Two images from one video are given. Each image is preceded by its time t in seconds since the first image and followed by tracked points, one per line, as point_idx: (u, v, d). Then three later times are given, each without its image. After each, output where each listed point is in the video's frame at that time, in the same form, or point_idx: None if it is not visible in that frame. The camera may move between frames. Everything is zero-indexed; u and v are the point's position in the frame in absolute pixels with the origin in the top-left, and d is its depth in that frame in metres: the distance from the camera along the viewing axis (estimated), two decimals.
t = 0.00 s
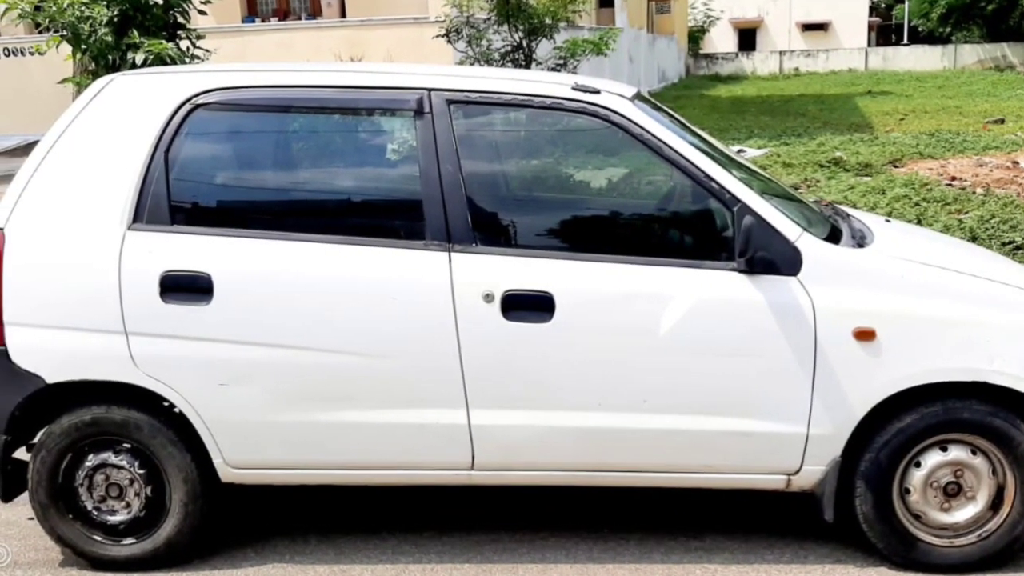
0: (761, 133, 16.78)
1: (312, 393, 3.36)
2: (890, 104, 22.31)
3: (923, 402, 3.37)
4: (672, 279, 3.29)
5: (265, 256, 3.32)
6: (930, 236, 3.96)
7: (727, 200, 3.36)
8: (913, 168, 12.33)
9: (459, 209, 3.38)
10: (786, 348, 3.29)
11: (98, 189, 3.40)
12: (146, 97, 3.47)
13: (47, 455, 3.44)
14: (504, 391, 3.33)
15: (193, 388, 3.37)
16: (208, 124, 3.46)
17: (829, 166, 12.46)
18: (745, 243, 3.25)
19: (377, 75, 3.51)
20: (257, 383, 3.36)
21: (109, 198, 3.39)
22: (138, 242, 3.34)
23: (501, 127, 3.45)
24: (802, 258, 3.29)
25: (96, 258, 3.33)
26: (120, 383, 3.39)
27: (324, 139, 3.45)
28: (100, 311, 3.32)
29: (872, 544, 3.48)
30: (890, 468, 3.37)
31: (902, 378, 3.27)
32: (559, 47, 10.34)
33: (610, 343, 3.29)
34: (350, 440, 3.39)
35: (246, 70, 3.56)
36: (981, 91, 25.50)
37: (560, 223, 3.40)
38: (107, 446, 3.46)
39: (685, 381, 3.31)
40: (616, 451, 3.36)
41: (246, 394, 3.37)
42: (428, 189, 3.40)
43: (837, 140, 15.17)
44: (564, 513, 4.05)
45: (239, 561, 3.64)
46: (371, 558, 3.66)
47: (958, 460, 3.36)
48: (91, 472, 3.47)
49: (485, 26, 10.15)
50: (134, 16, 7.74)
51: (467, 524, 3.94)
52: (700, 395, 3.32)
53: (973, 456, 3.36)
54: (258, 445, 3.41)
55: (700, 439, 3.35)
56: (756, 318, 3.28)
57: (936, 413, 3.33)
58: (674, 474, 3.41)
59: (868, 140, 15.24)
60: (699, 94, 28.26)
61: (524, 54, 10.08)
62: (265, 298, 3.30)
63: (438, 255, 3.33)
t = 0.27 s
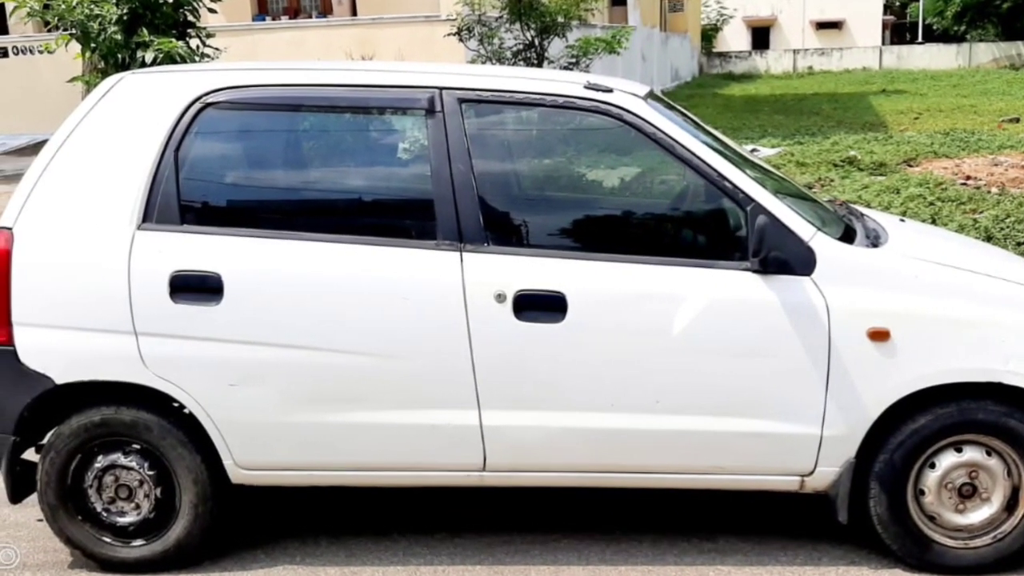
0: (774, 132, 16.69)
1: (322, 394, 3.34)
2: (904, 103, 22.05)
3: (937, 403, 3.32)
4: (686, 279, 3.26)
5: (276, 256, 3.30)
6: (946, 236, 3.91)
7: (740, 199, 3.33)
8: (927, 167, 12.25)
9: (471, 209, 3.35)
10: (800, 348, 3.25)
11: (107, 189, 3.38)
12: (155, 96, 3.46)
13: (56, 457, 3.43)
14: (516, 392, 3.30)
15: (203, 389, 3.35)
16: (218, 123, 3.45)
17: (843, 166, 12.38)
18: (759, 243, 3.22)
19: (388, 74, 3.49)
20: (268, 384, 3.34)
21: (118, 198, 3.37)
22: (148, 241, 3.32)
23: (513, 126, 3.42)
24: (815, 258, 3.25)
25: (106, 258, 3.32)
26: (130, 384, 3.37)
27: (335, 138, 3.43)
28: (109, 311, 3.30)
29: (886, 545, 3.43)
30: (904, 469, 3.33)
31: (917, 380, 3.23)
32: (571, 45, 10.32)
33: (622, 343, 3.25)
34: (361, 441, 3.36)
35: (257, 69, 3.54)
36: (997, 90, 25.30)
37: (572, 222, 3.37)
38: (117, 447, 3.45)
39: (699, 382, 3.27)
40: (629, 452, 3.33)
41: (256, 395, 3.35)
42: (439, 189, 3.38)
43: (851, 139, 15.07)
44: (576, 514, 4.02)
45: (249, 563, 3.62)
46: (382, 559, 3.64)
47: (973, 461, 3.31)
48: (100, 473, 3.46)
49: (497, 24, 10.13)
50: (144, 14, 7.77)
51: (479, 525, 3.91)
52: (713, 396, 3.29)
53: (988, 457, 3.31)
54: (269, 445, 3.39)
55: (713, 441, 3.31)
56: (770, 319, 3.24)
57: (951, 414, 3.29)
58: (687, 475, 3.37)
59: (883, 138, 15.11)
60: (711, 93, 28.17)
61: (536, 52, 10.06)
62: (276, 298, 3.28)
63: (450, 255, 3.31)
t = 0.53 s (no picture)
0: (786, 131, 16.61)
1: (333, 395, 3.32)
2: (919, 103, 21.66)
3: (951, 404, 3.27)
4: (699, 279, 3.22)
5: (286, 256, 3.28)
6: (962, 236, 3.87)
7: (754, 199, 3.29)
8: (942, 166, 12.15)
9: (482, 208, 3.32)
10: (814, 348, 3.21)
11: (116, 189, 3.37)
12: (165, 95, 3.44)
13: (65, 458, 3.42)
14: (527, 392, 3.27)
15: (213, 389, 3.33)
16: (228, 122, 3.43)
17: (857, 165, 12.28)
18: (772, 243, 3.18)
19: (398, 72, 3.46)
20: (278, 385, 3.32)
21: (128, 198, 3.36)
22: (157, 241, 3.31)
23: (525, 125, 3.39)
24: (830, 258, 3.21)
25: (115, 258, 3.31)
26: (139, 385, 3.36)
27: (346, 137, 3.41)
28: (118, 311, 3.29)
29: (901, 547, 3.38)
30: (918, 470, 3.28)
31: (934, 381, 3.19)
32: (583, 43, 10.28)
33: (634, 343, 3.22)
34: (371, 442, 3.34)
35: (267, 68, 3.53)
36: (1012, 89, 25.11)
37: (585, 222, 3.34)
38: (126, 448, 3.43)
39: (713, 383, 3.23)
40: (641, 453, 3.29)
41: (266, 396, 3.33)
42: (451, 188, 3.35)
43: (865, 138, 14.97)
44: (588, 516, 3.98)
45: (259, 565, 3.61)
46: (393, 561, 3.61)
47: (988, 462, 3.27)
48: (110, 474, 3.45)
49: (508, 22, 10.10)
50: (153, 13, 7.79)
51: (490, 527, 3.88)
52: (727, 397, 3.25)
53: (1003, 458, 3.27)
54: (279, 446, 3.37)
55: (726, 442, 3.27)
56: (784, 319, 3.20)
57: (965, 415, 3.24)
58: (700, 477, 3.33)
59: (898, 137, 14.99)
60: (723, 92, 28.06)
61: (548, 50, 10.04)
62: (286, 298, 3.26)
63: (461, 254, 3.28)
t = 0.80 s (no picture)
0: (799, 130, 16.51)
1: (343, 395, 3.29)
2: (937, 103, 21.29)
3: (966, 404, 3.23)
4: (713, 279, 3.19)
5: (297, 256, 3.26)
6: (979, 235, 3.82)
7: (767, 198, 3.25)
8: (957, 165, 12.06)
9: (494, 208, 3.30)
10: (829, 349, 3.17)
11: (126, 188, 3.36)
12: (175, 94, 3.43)
13: (74, 459, 3.41)
14: (539, 393, 3.24)
15: (222, 390, 3.32)
16: (238, 121, 3.41)
17: (872, 165, 12.19)
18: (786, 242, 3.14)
19: (409, 71, 3.43)
20: (288, 385, 3.30)
21: (137, 197, 3.34)
22: (167, 240, 3.29)
23: (537, 124, 3.36)
24: (843, 258, 3.17)
25: (125, 258, 3.29)
26: (149, 386, 3.35)
27: (357, 136, 3.39)
28: (128, 312, 3.28)
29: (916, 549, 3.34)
30: (933, 471, 3.23)
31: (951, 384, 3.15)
32: (595, 41, 10.24)
33: (647, 343, 3.18)
34: (381, 443, 3.32)
35: (278, 66, 3.51)
36: None
37: (597, 222, 3.31)
38: (136, 449, 3.42)
39: (726, 384, 3.20)
40: (654, 454, 3.26)
41: (276, 396, 3.31)
42: (462, 187, 3.32)
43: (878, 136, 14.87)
44: (600, 517, 3.95)
45: (269, 567, 3.59)
46: (404, 563, 3.59)
47: (1003, 464, 3.22)
48: (119, 475, 3.44)
49: (520, 20, 10.05)
50: (163, 11, 7.80)
51: (502, 529, 3.85)
52: (740, 398, 3.21)
53: (1018, 459, 3.22)
54: (289, 447, 3.35)
55: (739, 443, 3.24)
56: (799, 319, 3.16)
57: (980, 416, 3.19)
58: (712, 479, 3.29)
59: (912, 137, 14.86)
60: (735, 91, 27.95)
61: (560, 49, 10.02)
62: (297, 298, 3.24)
63: (472, 254, 3.25)
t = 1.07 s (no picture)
0: (812, 129, 16.42)
1: (353, 396, 3.27)
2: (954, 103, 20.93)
3: (982, 405, 3.18)
4: (727, 279, 3.15)
5: (307, 256, 3.24)
6: (995, 235, 3.77)
7: (781, 198, 3.22)
8: (973, 165, 11.95)
9: (506, 207, 3.27)
10: (843, 349, 3.12)
11: (135, 188, 3.34)
12: (184, 93, 3.41)
13: (83, 460, 3.40)
14: (551, 394, 3.21)
15: (232, 390, 3.30)
16: (248, 120, 3.40)
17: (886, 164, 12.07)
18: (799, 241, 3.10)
19: (420, 69, 3.41)
20: (299, 386, 3.28)
21: (146, 197, 3.33)
22: (176, 240, 3.28)
23: (549, 123, 3.33)
24: (858, 258, 3.12)
25: (134, 258, 3.28)
26: (159, 386, 3.33)
27: (367, 135, 3.36)
28: (137, 312, 3.27)
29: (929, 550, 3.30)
30: (947, 473, 3.19)
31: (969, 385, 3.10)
32: (608, 40, 10.19)
33: (659, 343, 3.15)
34: (392, 444, 3.29)
35: (288, 64, 3.49)
36: None
37: (610, 222, 3.28)
38: (145, 450, 3.41)
39: (739, 384, 3.16)
40: (666, 455, 3.22)
41: (286, 397, 3.29)
42: (473, 187, 3.30)
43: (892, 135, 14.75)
44: (612, 518, 3.91)
45: (280, 568, 3.57)
46: (415, 564, 3.57)
47: (1019, 464, 3.17)
48: (128, 476, 3.43)
49: (533, 19, 10.00)
50: (172, 10, 7.80)
51: (513, 530, 3.82)
52: (754, 399, 3.17)
53: None
54: (299, 449, 3.33)
55: (752, 444, 3.20)
56: (813, 320, 3.12)
57: (995, 416, 3.14)
58: (725, 480, 3.26)
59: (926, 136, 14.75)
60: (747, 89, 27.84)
61: (572, 47, 9.99)
62: (307, 298, 3.22)
63: (484, 253, 3.23)
